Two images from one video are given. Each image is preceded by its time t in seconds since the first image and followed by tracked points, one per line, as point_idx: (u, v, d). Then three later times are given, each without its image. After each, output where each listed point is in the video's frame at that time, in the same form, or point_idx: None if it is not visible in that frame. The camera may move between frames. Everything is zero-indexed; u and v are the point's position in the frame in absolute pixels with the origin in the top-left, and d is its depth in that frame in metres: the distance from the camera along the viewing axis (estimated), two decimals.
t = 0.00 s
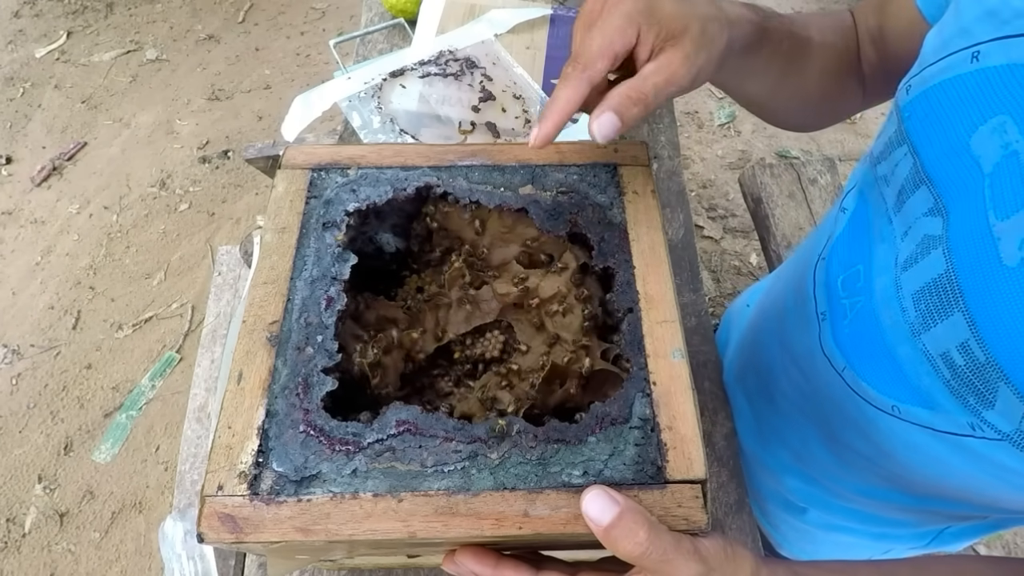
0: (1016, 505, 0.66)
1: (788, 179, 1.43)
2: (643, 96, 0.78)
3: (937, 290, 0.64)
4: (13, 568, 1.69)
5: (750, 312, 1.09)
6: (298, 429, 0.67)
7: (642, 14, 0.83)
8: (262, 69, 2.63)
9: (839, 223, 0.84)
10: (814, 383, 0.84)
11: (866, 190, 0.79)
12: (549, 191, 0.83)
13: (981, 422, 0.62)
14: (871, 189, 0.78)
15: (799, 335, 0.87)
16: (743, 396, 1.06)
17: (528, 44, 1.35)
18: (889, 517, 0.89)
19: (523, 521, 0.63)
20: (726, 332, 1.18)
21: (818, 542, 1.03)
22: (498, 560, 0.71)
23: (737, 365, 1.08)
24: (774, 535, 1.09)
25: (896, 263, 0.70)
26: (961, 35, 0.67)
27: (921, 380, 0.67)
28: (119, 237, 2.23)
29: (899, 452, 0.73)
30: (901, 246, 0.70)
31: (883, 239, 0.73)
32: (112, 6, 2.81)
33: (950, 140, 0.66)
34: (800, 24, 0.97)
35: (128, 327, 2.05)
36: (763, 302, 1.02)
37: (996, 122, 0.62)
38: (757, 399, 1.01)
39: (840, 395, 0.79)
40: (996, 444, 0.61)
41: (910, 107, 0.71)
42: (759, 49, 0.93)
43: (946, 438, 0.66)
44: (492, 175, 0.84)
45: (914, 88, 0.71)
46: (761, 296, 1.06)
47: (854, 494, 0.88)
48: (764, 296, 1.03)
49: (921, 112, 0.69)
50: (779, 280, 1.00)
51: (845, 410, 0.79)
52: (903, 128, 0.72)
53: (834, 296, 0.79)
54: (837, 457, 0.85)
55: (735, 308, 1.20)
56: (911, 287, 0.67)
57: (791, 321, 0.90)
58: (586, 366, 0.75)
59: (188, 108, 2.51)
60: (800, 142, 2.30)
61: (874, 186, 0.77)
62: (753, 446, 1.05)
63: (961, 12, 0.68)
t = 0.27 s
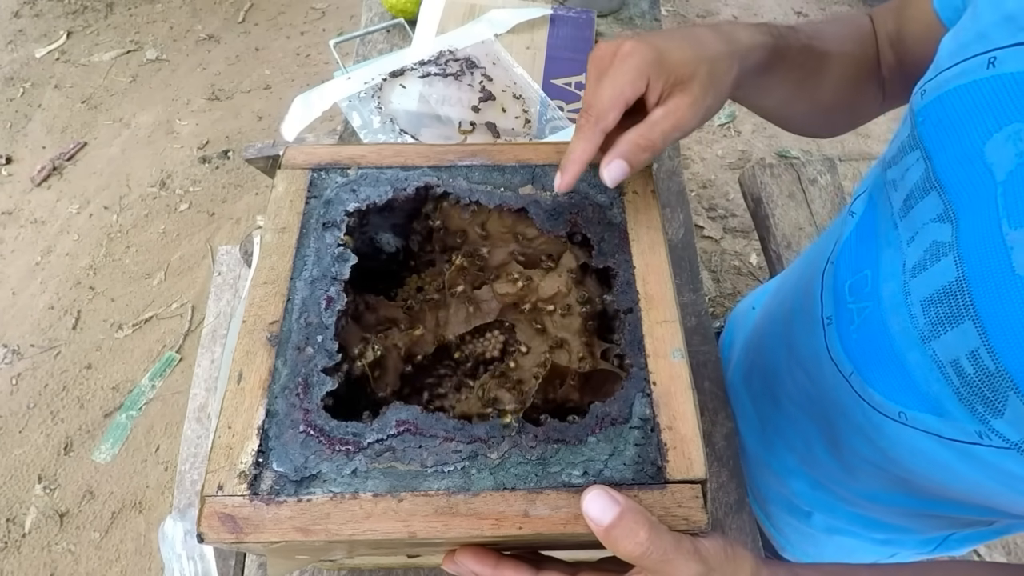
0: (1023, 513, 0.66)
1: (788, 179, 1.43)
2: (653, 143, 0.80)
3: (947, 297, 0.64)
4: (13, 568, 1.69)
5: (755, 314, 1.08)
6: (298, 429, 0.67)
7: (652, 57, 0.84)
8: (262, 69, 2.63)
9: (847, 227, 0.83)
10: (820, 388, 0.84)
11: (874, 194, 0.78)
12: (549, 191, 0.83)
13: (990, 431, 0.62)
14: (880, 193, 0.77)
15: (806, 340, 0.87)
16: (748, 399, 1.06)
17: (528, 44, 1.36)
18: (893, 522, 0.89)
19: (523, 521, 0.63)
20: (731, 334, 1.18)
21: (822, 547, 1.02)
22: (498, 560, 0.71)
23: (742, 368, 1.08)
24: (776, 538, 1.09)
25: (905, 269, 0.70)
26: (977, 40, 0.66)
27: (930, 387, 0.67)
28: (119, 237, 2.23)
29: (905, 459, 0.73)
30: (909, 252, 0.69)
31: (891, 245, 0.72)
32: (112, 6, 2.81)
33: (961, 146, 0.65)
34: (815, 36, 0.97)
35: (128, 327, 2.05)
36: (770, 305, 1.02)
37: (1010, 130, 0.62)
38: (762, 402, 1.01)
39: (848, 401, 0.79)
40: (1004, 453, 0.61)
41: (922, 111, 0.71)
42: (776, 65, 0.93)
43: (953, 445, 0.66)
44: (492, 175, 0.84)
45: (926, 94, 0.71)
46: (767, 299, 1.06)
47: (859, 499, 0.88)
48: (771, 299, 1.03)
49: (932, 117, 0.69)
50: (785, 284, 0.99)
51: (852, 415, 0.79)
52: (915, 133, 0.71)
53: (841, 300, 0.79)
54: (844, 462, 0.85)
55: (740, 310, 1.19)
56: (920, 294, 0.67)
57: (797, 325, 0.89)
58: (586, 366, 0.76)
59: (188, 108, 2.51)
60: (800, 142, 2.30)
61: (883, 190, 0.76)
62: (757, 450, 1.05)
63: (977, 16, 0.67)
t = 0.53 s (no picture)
0: None
1: (788, 179, 1.43)
2: (667, 153, 0.82)
3: (955, 300, 0.64)
4: (13, 568, 1.69)
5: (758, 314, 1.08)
6: (297, 429, 0.67)
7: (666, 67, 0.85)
8: (262, 69, 2.63)
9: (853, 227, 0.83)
10: (823, 389, 0.84)
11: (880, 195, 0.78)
12: (549, 191, 0.83)
13: (995, 434, 0.62)
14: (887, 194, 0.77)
15: (809, 340, 0.86)
16: (749, 399, 1.05)
17: (528, 44, 1.36)
18: (893, 524, 0.89)
19: (523, 521, 0.63)
20: (734, 333, 1.18)
21: (820, 548, 1.02)
22: (498, 560, 0.71)
23: (743, 368, 1.08)
24: (774, 539, 1.09)
25: (912, 271, 0.69)
26: (992, 41, 0.66)
27: (936, 389, 0.67)
28: (119, 237, 2.23)
29: (907, 461, 0.73)
30: (917, 254, 0.69)
31: (897, 247, 0.72)
32: (112, 6, 2.81)
33: (975, 148, 0.65)
34: (826, 30, 0.98)
35: (128, 327, 2.05)
36: (773, 305, 1.02)
37: None
38: (764, 402, 1.01)
39: (850, 402, 0.78)
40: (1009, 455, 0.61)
41: (934, 112, 0.70)
42: (784, 61, 0.95)
43: (958, 448, 0.66)
44: (492, 175, 0.84)
45: (940, 95, 0.70)
46: (770, 299, 1.06)
47: (859, 501, 0.88)
48: (775, 299, 1.03)
49: (945, 118, 0.69)
50: (789, 284, 0.99)
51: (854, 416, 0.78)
52: (926, 135, 0.71)
53: (846, 302, 0.79)
54: (845, 463, 0.85)
55: (742, 310, 1.19)
56: (928, 296, 0.67)
57: (801, 326, 0.89)
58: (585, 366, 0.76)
59: (188, 108, 2.51)
60: (800, 142, 2.30)
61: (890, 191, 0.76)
62: (757, 450, 1.05)
63: (993, 18, 0.67)
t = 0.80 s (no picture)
0: None
1: (788, 179, 1.43)
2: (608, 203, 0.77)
3: (966, 301, 0.64)
4: (13, 568, 1.69)
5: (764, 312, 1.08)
6: (297, 429, 0.67)
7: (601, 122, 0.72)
8: (262, 69, 2.63)
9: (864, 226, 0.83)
10: (828, 387, 0.83)
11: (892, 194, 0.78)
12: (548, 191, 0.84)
13: (1001, 435, 0.62)
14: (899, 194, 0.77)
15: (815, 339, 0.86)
16: (753, 397, 1.05)
17: (528, 44, 1.36)
18: (893, 525, 0.89)
19: (523, 522, 0.63)
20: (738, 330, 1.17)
21: (817, 548, 1.02)
22: (498, 560, 0.71)
23: (747, 366, 1.07)
24: (772, 537, 1.09)
25: (924, 271, 0.69)
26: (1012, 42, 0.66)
27: (944, 390, 0.67)
28: (119, 237, 2.23)
29: (910, 460, 0.73)
30: (929, 254, 0.69)
31: (909, 247, 0.72)
32: (112, 6, 2.81)
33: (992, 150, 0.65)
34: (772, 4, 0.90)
35: (128, 327, 2.05)
36: (780, 303, 1.01)
37: None
38: (767, 401, 1.01)
39: (856, 401, 0.78)
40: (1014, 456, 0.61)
41: (951, 112, 0.70)
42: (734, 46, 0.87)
43: (961, 448, 0.66)
44: (492, 175, 0.84)
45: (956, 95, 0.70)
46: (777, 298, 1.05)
47: (861, 501, 0.88)
48: (781, 298, 1.02)
49: (962, 119, 0.68)
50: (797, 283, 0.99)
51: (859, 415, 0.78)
52: (943, 135, 0.71)
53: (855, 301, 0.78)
54: (847, 462, 0.85)
55: (747, 309, 1.19)
56: (939, 296, 0.67)
57: (808, 325, 0.89)
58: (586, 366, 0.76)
59: (188, 108, 2.51)
60: (800, 142, 2.30)
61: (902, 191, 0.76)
62: (757, 448, 1.05)
63: (1013, 19, 0.67)
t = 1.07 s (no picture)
0: None
1: (788, 179, 1.43)
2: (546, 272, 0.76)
3: (971, 306, 0.64)
4: (13, 568, 1.69)
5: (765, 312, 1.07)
6: (297, 429, 0.67)
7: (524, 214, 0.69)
8: (262, 69, 2.63)
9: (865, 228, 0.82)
10: (830, 389, 0.83)
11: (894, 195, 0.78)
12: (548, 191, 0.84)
13: (1004, 441, 0.62)
14: (901, 195, 0.76)
15: (817, 340, 0.86)
16: (754, 397, 1.05)
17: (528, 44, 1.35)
18: (893, 525, 0.89)
19: (523, 521, 0.63)
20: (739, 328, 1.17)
21: (817, 548, 1.02)
22: (498, 560, 0.71)
23: (749, 366, 1.07)
24: (772, 536, 1.09)
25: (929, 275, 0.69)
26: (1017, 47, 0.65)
27: (949, 394, 0.67)
28: (119, 237, 2.23)
29: (912, 463, 0.73)
30: (934, 258, 0.69)
31: (913, 250, 0.72)
32: (112, 6, 2.81)
33: (998, 156, 0.65)
34: None
35: (128, 327, 2.05)
36: (781, 303, 1.01)
37: None
38: (768, 401, 1.01)
39: (858, 403, 0.78)
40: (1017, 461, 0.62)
41: (956, 115, 0.70)
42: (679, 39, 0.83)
43: (964, 453, 0.66)
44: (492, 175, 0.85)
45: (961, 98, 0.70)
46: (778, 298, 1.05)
47: (862, 502, 0.88)
48: (782, 298, 1.02)
49: (967, 123, 0.68)
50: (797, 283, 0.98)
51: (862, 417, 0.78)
52: (948, 138, 0.71)
53: (857, 303, 0.78)
54: (849, 464, 0.85)
55: (747, 308, 1.19)
56: (945, 300, 0.67)
57: (809, 326, 0.89)
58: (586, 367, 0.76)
59: (188, 108, 2.51)
60: (801, 142, 2.30)
61: (905, 193, 0.76)
62: (758, 448, 1.05)
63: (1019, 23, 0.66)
